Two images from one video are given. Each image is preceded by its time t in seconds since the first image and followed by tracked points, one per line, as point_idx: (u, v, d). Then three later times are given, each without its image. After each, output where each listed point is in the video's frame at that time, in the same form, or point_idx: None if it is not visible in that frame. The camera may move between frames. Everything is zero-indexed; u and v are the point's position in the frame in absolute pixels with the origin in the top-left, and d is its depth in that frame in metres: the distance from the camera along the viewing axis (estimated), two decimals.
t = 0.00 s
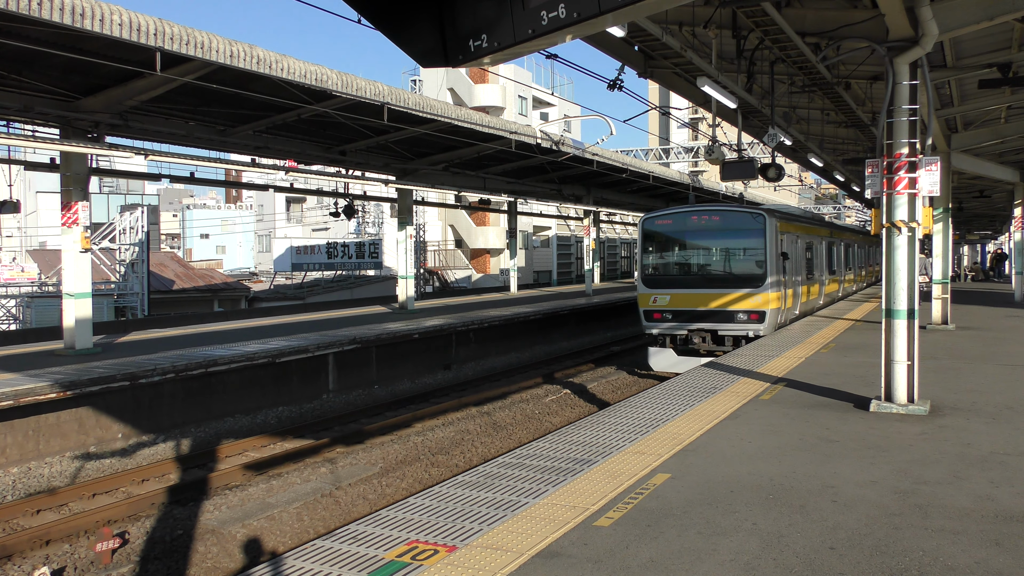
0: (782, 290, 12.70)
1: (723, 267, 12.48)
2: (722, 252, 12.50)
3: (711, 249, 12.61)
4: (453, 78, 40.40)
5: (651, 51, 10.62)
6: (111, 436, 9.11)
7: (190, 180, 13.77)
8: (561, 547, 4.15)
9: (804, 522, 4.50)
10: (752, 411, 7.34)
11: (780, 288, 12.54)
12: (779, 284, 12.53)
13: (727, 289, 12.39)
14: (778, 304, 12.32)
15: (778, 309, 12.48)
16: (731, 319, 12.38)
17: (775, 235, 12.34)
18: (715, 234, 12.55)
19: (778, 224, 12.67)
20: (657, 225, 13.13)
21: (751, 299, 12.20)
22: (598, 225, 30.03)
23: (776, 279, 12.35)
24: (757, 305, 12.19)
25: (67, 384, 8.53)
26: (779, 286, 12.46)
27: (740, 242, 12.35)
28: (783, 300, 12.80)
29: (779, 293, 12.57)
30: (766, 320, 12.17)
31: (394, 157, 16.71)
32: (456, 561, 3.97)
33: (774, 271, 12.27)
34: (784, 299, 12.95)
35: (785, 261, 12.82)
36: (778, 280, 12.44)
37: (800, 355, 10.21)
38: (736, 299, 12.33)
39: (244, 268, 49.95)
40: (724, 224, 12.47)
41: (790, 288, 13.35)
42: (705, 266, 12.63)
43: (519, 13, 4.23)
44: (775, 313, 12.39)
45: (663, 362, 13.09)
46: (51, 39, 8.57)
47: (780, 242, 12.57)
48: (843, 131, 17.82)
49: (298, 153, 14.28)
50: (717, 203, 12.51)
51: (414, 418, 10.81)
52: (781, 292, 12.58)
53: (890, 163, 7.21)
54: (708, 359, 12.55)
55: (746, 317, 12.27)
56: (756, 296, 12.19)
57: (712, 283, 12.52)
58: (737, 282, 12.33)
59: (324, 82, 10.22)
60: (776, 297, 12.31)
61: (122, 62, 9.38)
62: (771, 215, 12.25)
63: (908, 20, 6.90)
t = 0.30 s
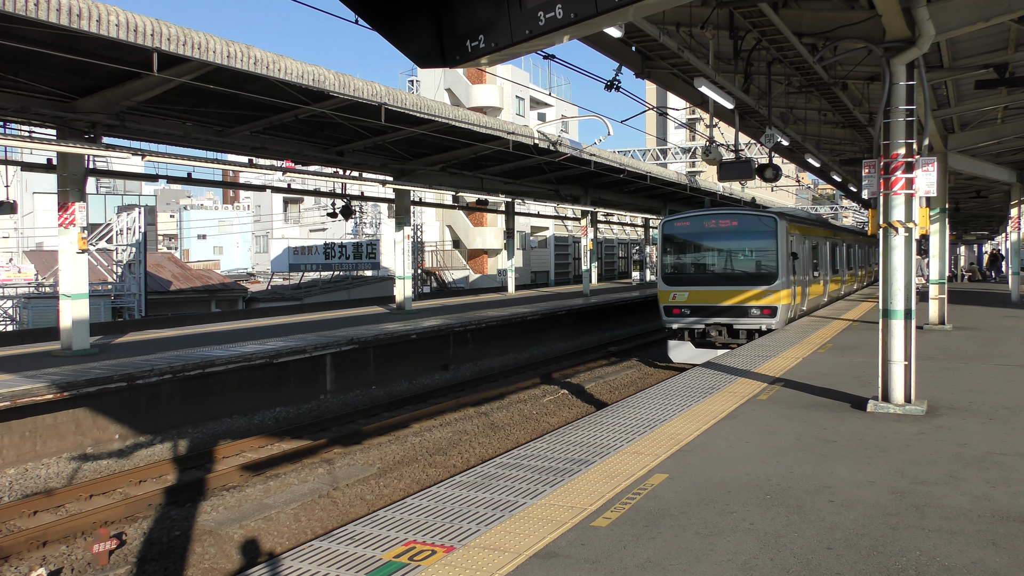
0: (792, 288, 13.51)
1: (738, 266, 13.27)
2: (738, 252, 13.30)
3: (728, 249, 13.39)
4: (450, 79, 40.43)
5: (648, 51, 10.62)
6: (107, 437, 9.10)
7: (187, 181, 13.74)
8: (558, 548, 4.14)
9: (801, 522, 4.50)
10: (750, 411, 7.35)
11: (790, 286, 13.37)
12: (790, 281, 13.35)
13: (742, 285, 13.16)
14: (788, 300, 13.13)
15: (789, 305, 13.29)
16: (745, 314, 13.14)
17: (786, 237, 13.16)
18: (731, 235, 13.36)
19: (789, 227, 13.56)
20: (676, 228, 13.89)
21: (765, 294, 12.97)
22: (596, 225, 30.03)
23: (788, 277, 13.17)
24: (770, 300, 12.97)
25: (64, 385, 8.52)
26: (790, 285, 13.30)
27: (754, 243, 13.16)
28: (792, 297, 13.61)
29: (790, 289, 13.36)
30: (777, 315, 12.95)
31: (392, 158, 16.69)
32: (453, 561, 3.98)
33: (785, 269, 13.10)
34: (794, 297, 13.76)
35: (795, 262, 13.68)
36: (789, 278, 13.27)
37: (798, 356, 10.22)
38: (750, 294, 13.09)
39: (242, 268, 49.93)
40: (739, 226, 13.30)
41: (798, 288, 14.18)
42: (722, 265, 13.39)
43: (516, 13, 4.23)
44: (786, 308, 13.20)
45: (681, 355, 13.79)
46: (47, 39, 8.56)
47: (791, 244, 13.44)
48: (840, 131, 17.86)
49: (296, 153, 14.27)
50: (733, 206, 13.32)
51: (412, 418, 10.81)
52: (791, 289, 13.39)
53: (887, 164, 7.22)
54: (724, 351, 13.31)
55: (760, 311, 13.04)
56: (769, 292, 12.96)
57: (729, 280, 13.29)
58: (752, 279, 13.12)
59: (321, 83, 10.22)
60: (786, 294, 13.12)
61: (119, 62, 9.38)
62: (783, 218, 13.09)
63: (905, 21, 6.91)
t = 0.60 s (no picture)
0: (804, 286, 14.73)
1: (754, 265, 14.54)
2: (754, 252, 14.57)
3: (744, 249, 14.68)
4: (451, 79, 40.56)
5: (649, 51, 10.62)
6: (109, 437, 9.10)
7: (187, 182, 13.75)
8: (560, 548, 4.14)
9: (802, 522, 4.50)
10: (751, 411, 7.35)
11: (803, 284, 14.58)
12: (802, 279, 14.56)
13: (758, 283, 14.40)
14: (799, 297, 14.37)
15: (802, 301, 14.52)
16: (761, 309, 14.38)
17: (797, 238, 14.42)
18: (746, 236, 14.68)
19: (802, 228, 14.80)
20: (697, 229, 15.17)
21: (778, 291, 14.21)
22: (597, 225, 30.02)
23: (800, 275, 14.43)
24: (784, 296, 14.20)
25: (65, 386, 8.56)
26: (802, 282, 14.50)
27: (768, 243, 14.45)
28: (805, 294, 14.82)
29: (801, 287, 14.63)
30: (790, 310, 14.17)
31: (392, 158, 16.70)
32: (455, 561, 3.99)
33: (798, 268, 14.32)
34: (806, 294, 14.95)
35: (807, 262, 14.87)
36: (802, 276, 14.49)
37: (799, 356, 10.21)
38: (765, 291, 14.34)
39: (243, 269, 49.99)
40: (754, 228, 14.60)
41: (810, 285, 15.39)
42: (740, 264, 14.68)
43: (516, 14, 4.23)
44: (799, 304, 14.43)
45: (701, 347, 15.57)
46: (47, 40, 8.56)
47: (803, 245, 14.67)
48: (841, 131, 17.87)
49: (296, 154, 14.28)
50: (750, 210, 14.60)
51: (413, 419, 10.82)
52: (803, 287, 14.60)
53: (888, 163, 7.22)
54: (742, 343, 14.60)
55: (774, 306, 14.28)
56: (782, 289, 14.20)
57: (745, 279, 14.58)
58: (766, 278, 14.38)
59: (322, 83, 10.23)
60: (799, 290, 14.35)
61: (120, 63, 9.39)
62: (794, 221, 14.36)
63: (905, 20, 6.90)
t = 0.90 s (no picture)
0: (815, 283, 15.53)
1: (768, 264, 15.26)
2: (768, 252, 15.28)
3: (759, 250, 15.36)
4: (451, 79, 40.67)
5: (649, 51, 10.62)
6: (110, 438, 9.10)
7: (188, 182, 13.75)
8: (560, 548, 4.14)
9: (803, 522, 4.50)
10: (751, 411, 7.35)
11: (814, 281, 15.36)
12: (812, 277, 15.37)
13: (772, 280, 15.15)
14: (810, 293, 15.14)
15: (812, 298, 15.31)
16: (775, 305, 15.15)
17: (809, 239, 15.15)
18: (761, 237, 15.36)
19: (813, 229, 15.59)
20: (714, 231, 15.87)
21: (791, 288, 14.95)
22: (598, 226, 30.04)
23: (811, 273, 15.22)
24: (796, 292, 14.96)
25: (66, 387, 8.57)
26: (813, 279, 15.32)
27: (782, 244, 15.14)
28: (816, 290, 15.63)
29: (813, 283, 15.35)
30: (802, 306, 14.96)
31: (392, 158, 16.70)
32: (456, 561, 3.99)
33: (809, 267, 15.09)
34: (817, 291, 15.75)
35: (818, 260, 15.65)
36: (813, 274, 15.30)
37: (799, 356, 10.20)
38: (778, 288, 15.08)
39: (244, 270, 49.99)
40: (769, 230, 15.30)
41: (821, 282, 16.20)
42: (755, 263, 15.38)
43: (517, 14, 4.23)
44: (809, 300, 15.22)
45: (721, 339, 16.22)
46: (49, 41, 8.57)
47: (815, 244, 15.43)
48: (841, 131, 17.86)
49: (296, 155, 14.29)
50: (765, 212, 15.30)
51: (414, 419, 10.83)
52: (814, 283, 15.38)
53: (888, 163, 7.22)
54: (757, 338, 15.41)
55: (787, 302, 15.04)
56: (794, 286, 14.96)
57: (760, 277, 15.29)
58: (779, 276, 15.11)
59: (322, 84, 10.25)
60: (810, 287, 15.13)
61: (120, 63, 9.39)
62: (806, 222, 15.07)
63: (905, 20, 6.90)
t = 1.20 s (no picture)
0: (825, 281, 16.75)
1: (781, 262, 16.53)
2: (780, 251, 16.59)
3: (772, 250, 16.67)
4: (452, 80, 40.66)
5: (648, 51, 10.63)
6: (110, 439, 9.10)
7: (188, 184, 13.76)
8: (561, 548, 4.14)
9: (803, 522, 4.50)
10: (751, 411, 7.35)
11: (823, 279, 16.61)
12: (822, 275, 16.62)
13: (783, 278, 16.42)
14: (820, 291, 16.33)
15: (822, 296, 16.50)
16: (787, 300, 16.39)
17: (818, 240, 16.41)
18: (774, 238, 16.67)
19: (822, 231, 16.87)
20: (731, 232, 17.20)
21: (801, 285, 16.21)
22: (598, 226, 30.08)
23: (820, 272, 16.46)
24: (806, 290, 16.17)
25: (67, 388, 8.57)
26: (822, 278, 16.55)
27: (793, 244, 16.43)
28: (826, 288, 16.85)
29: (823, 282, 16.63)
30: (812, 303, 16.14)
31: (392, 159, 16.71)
32: (456, 561, 4.00)
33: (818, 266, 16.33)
34: (826, 288, 16.95)
35: (827, 260, 16.93)
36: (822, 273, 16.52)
37: (800, 355, 10.20)
38: (789, 285, 16.32)
39: (244, 271, 50.04)
40: (781, 231, 16.62)
41: (829, 280, 17.43)
42: (768, 262, 16.68)
43: (516, 14, 4.23)
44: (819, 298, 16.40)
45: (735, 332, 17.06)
46: (49, 43, 8.59)
47: (824, 245, 16.72)
48: (841, 130, 17.86)
49: (296, 156, 14.30)
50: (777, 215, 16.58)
51: (415, 419, 10.84)
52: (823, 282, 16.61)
53: (888, 162, 7.22)
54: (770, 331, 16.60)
55: (797, 298, 16.28)
56: (804, 284, 16.19)
57: (772, 274, 16.58)
58: (791, 274, 16.39)
59: (321, 85, 10.26)
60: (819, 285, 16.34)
61: (119, 64, 9.39)
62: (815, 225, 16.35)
63: (905, 20, 6.90)
